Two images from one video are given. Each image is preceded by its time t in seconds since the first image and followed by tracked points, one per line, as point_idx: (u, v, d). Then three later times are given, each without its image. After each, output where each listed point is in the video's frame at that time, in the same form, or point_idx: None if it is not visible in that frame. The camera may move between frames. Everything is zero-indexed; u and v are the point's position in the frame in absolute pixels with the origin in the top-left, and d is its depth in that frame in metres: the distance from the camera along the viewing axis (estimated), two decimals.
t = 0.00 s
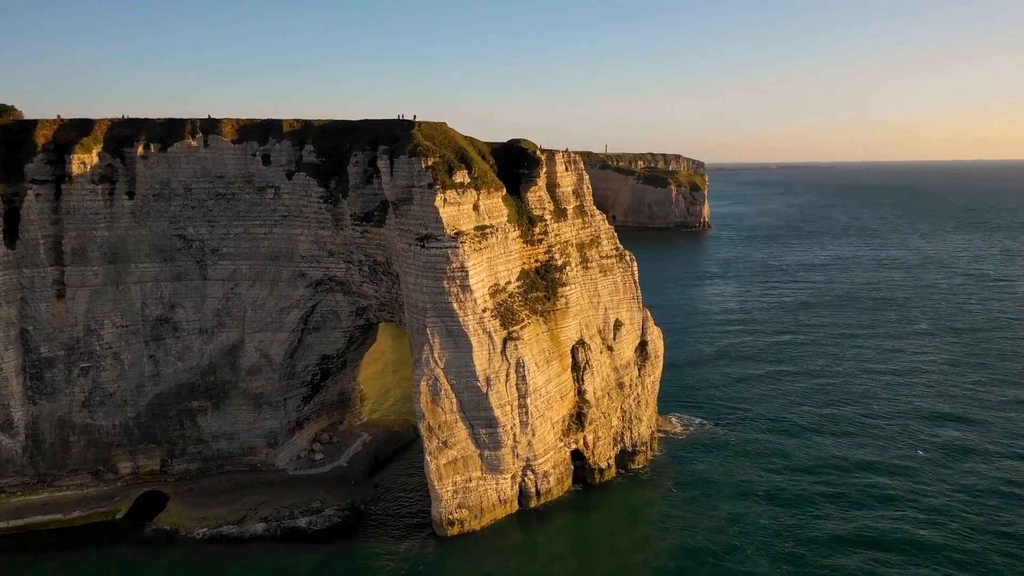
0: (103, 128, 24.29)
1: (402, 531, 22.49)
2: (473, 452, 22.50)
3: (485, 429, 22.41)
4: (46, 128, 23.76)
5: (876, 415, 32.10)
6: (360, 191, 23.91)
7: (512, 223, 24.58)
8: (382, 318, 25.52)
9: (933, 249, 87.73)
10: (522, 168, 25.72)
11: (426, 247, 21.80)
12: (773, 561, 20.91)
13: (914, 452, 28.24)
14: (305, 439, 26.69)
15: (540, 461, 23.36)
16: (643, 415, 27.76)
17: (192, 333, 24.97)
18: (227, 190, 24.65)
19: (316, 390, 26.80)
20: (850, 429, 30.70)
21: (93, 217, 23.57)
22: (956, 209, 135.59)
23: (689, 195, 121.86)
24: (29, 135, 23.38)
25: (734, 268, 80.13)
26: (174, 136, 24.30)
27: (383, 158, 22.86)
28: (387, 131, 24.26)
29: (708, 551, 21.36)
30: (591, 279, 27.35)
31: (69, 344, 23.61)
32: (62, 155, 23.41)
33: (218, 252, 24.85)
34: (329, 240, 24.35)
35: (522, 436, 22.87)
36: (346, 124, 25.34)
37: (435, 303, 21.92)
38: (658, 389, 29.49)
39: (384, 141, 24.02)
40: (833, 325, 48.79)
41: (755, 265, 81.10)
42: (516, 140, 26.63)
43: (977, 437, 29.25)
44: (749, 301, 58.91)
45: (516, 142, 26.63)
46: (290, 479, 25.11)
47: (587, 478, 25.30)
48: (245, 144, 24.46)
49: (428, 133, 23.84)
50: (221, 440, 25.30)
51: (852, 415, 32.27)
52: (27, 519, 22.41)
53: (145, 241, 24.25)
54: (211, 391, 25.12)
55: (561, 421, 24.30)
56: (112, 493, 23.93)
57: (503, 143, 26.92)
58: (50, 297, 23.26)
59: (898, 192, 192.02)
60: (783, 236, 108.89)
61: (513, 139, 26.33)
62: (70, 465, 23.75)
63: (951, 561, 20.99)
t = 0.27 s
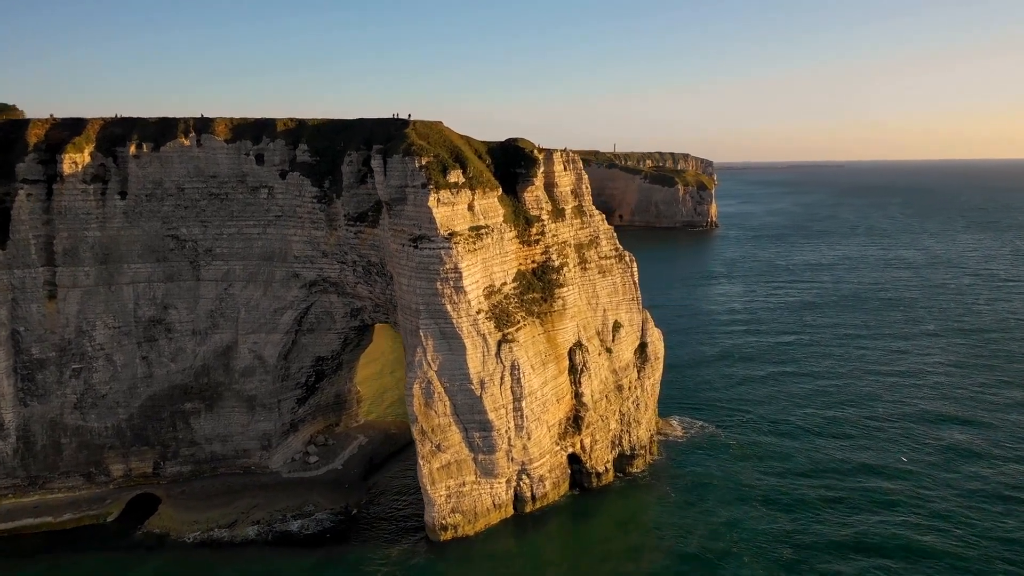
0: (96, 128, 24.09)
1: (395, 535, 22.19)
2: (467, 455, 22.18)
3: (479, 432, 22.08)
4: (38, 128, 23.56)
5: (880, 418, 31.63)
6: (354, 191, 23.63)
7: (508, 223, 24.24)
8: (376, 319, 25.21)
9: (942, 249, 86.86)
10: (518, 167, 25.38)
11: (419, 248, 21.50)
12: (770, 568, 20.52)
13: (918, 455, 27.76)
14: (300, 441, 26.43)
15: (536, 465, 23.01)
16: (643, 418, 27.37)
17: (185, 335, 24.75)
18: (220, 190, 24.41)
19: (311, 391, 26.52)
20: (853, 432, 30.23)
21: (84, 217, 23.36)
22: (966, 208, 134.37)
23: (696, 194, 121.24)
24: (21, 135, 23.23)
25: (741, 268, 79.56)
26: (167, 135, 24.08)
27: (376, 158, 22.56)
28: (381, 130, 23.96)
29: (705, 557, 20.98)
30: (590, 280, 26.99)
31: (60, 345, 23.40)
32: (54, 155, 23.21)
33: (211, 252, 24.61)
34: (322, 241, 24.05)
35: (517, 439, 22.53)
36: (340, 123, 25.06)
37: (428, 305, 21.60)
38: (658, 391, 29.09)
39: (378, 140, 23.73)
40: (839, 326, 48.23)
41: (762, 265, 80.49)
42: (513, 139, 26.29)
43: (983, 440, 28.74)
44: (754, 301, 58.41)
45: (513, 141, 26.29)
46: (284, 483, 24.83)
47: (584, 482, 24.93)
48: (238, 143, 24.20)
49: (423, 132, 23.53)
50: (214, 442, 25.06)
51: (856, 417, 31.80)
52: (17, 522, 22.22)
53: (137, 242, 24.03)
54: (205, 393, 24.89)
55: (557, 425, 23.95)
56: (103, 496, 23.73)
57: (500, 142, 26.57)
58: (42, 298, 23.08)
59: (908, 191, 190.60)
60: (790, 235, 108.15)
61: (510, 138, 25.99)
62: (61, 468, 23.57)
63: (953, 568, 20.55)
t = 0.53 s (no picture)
0: (88, 127, 23.87)
1: (387, 540, 21.90)
2: (460, 460, 21.84)
3: (473, 436, 21.74)
4: (30, 127, 23.36)
5: (884, 420, 31.15)
6: (347, 191, 23.34)
7: (504, 223, 23.89)
8: (371, 321, 24.91)
9: (951, 248, 86.02)
10: (515, 167, 25.03)
11: (412, 248, 21.18)
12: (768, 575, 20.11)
13: (922, 459, 27.29)
14: (294, 444, 26.17)
15: (531, 470, 22.67)
16: (642, 421, 26.99)
17: (178, 336, 24.51)
18: (213, 190, 24.16)
19: (306, 393, 26.26)
20: (857, 434, 29.76)
21: (76, 218, 23.14)
22: (976, 207, 133.22)
23: (703, 193, 120.62)
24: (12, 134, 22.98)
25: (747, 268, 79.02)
26: (159, 135, 23.85)
27: (369, 158, 22.25)
28: (376, 130, 23.66)
29: (702, 564, 20.60)
30: (588, 282, 26.63)
31: (52, 346, 23.20)
32: (45, 155, 23.00)
33: (204, 253, 24.37)
34: (316, 241, 23.75)
35: (512, 443, 22.19)
36: (335, 122, 24.77)
37: (421, 307, 21.27)
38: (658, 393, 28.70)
39: (373, 139, 23.42)
40: (845, 326, 47.68)
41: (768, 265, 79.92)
42: (510, 138, 25.95)
43: (989, 444, 28.24)
44: (760, 301, 57.93)
45: (510, 140, 25.95)
46: (277, 486, 24.57)
47: (581, 487, 24.57)
48: (231, 143, 23.94)
49: (417, 132, 23.21)
50: (207, 445, 24.81)
51: (859, 419, 31.32)
52: (7, 525, 22.03)
53: (130, 242, 23.80)
54: (198, 395, 24.65)
55: (553, 428, 23.59)
56: (95, 498, 23.52)
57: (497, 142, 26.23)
58: (33, 299, 22.88)
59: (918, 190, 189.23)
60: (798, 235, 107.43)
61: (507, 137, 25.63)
62: (53, 470, 23.37)
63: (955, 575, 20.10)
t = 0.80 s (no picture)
0: (80, 127, 23.67)
1: (380, 544, 21.61)
2: (454, 464, 21.52)
3: (467, 440, 21.42)
4: (22, 126, 23.17)
5: (888, 422, 30.68)
6: (341, 191, 23.03)
7: (500, 223, 23.55)
8: (366, 322, 24.62)
9: (961, 248, 85.21)
10: (511, 166, 24.69)
11: (405, 249, 20.88)
12: None
13: (926, 462, 26.82)
14: (289, 446, 25.91)
15: (526, 474, 22.32)
16: (641, 424, 26.60)
17: (171, 337, 24.28)
18: (206, 190, 23.92)
19: (300, 396, 26.00)
20: (860, 437, 29.31)
21: (67, 218, 22.94)
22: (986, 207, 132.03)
23: (711, 193, 120.00)
24: (4, 133, 22.74)
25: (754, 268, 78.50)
26: (152, 134, 23.63)
27: (363, 157, 21.96)
28: (370, 129, 23.37)
29: (698, 570, 20.23)
30: (586, 283, 26.27)
31: (43, 348, 23.01)
32: (37, 155, 22.80)
33: (197, 253, 24.14)
34: (309, 242, 23.48)
35: (507, 447, 21.85)
36: (329, 121, 24.49)
37: (414, 308, 20.96)
38: (657, 396, 28.31)
39: (366, 139, 23.12)
40: (851, 327, 47.15)
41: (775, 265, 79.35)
42: (507, 137, 25.60)
43: (995, 447, 27.74)
44: (765, 302, 57.44)
45: (507, 139, 25.60)
46: (271, 489, 24.30)
47: (578, 491, 24.21)
48: (225, 142, 23.70)
49: (411, 131, 22.89)
50: (200, 447, 24.56)
51: (863, 421, 30.86)
52: None
53: (122, 243, 23.58)
54: (191, 397, 24.41)
55: (549, 432, 23.24)
56: (86, 501, 23.31)
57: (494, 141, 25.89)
58: (24, 299, 22.70)
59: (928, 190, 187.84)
60: (806, 235, 106.72)
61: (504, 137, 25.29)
62: (45, 472, 23.18)
63: None
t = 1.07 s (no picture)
0: (72, 126, 23.47)
1: (373, 549, 21.34)
2: (447, 468, 21.19)
3: (460, 444, 21.10)
4: (14, 125, 22.97)
5: (893, 424, 30.20)
6: (334, 191, 22.73)
7: (495, 224, 23.21)
8: (360, 324, 24.33)
9: (970, 248, 84.39)
10: (508, 166, 24.34)
11: (397, 250, 20.57)
12: None
13: (931, 465, 26.36)
14: (283, 449, 25.65)
15: (521, 478, 21.99)
16: (640, 427, 26.22)
17: (164, 339, 24.06)
18: (199, 190, 23.67)
19: (295, 398, 25.74)
20: (864, 439, 28.85)
21: (59, 218, 22.74)
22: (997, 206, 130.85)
23: (718, 192, 119.34)
24: None
25: (760, 267, 77.96)
26: (144, 133, 23.40)
27: (355, 157, 21.65)
28: (364, 128, 23.06)
29: None
30: (584, 284, 25.91)
31: (34, 349, 22.82)
32: (29, 154, 22.59)
33: (190, 254, 23.90)
34: (302, 243, 23.19)
35: (501, 451, 21.51)
36: (324, 120, 24.19)
37: (406, 310, 20.65)
38: (657, 398, 27.91)
39: (360, 138, 22.82)
40: (857, 328, 46.62)
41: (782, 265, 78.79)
42: (504, 136, 25.26)
43: (1001, 450, 27.26)
44: (771, 302, 56.96)
45: (504, 138, 25.26)
46: (264, 492, 24.04)
47: (574, 495, 23.87)
48: (217, 142, 23.45)
49: (405, 130, 22.58)
50: (194, 450, 24.32)
51: (867, 423, 30.40)
52: None
53: (114, 243, 23.37)
54: (184, 399, 24.17)
55: (545, 436, 22.89)
56: (78, 504, 23.12)
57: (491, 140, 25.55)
58: (15, 300, 22.52)
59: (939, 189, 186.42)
60: (814, 234, 105.97)
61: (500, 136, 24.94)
62: (36, 475, 23.01)
63: None
